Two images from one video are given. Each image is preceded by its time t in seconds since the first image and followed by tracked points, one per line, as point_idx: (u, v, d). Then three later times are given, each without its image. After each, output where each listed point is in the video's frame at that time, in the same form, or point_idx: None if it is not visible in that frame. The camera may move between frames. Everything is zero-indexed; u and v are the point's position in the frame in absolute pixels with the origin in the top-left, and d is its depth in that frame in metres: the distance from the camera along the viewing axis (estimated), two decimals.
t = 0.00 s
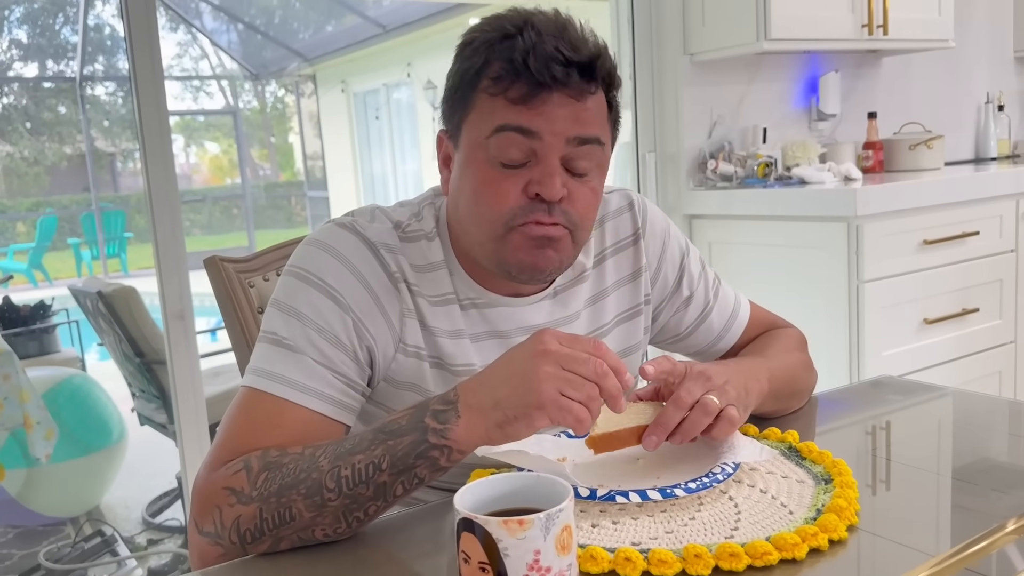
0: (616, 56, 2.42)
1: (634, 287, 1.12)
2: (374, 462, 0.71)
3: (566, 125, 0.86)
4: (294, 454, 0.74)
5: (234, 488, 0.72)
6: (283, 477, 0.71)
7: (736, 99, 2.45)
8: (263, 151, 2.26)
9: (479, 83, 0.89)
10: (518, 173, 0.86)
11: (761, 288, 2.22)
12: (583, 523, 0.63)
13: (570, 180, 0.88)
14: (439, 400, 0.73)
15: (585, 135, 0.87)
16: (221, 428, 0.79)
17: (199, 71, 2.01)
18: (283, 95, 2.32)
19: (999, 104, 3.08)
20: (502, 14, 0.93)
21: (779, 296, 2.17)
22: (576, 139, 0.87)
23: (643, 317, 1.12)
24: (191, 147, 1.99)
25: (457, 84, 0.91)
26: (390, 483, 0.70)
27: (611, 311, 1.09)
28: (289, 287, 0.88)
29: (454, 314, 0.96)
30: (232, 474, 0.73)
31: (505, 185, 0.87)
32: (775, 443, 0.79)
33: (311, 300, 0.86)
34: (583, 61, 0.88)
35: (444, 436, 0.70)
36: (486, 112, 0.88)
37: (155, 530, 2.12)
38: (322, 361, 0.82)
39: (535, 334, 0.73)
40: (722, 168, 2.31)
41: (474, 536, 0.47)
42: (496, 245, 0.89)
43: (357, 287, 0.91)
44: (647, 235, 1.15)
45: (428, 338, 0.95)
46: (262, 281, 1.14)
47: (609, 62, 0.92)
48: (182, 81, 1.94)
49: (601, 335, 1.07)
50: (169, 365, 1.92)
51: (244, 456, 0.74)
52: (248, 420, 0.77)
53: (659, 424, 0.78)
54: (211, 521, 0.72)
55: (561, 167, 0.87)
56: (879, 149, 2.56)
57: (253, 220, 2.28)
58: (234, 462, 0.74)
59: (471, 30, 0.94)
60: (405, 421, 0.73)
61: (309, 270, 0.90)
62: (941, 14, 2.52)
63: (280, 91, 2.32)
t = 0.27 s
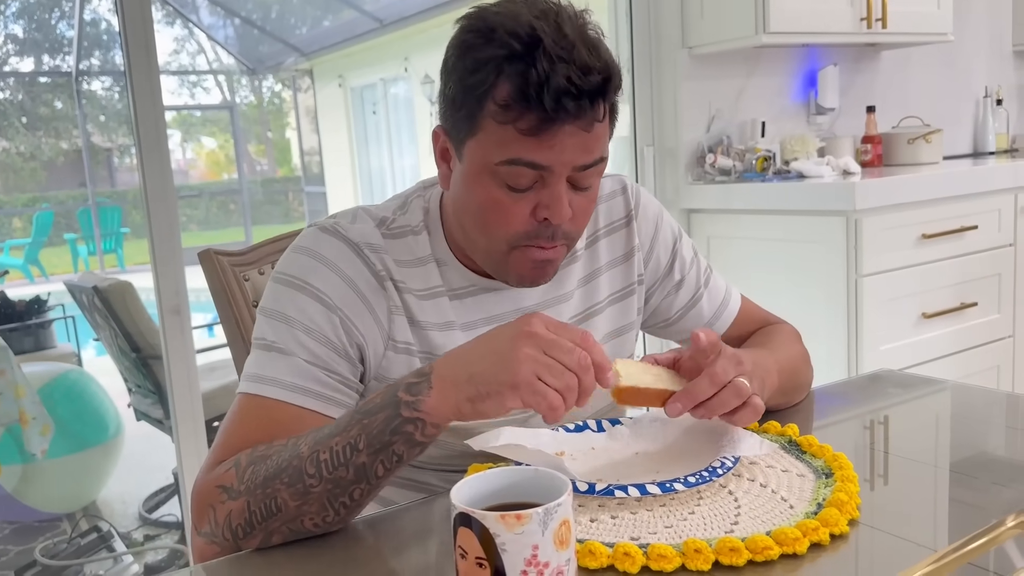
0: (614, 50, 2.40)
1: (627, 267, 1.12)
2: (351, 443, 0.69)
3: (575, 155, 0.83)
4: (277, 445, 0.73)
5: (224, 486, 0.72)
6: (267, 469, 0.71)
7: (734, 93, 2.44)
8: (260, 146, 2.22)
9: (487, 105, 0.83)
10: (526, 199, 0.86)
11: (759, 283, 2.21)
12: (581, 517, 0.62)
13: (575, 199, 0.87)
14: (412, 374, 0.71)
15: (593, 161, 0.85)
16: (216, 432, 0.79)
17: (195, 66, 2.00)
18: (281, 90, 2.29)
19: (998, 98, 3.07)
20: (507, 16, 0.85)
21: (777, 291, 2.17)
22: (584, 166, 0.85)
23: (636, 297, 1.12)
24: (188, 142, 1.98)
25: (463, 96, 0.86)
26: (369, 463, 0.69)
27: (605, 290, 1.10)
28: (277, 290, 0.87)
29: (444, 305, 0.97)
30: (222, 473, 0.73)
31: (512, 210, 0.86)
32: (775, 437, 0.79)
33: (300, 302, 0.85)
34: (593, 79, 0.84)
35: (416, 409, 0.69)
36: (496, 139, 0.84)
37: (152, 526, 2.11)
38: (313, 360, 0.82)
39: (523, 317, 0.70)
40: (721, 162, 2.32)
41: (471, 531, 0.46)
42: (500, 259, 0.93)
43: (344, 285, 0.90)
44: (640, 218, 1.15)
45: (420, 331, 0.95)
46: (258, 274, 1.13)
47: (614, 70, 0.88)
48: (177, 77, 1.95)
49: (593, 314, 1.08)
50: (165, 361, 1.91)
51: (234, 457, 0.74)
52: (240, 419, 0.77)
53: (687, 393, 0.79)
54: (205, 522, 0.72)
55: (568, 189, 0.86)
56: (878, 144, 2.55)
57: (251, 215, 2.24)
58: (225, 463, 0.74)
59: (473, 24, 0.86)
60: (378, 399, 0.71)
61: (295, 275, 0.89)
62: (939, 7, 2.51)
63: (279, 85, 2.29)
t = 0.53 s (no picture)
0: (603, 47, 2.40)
1: (601, 254, 1.14)
2: (259, 414, 0.82)
3: (554, 158, 0.87)
4: (202, 407, 0.84)
5: (150, 433, 0.83)
6: (187, 425, 0.83)
7: (722, 90, 2.45)
8: (251, 144, 2.09)
9: (473, 106, 0.86)
10: (503, 195, 0.89)
11: (747, 280, 2.22)
12: (561, 520, 0.62)
13: (550, 196, 0.91)
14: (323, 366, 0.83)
15: (570, 164, 0.89)
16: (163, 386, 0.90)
17: (186, 64, 1.95)
18: (272, 87, 2.14)
19: (984, 94, 3.09)
20: (499, 21, 0.87)
21: (766, 288, 2.17)
22: (561, 169, 0.88)
23: (610, 282, 1.13)
24: (178, 141, 1.95)
25: (449, 95, 0.88)
26: (272, 434, 0.82)
27: (582, 272, 1.12)
28: (255, 275, 0.97)
29: (415, 288, 1.02)
30: (150, 421, 0.84)
31: (490, 203, 0.90)
32: (755, 437, 0.79)
33: (266, 290, 0.95)
34: (578, 93, 0.86)
35: (319, 393, 0.81)
36: (479, 137, 0.86)
37: (142, 527, 2.10)
38: (266, 346, 0.92)
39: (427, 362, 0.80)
40: (708, 160, 2.32)
41: (448, 537, 0.46)
42: (476, 243, 0.96)
43: (309, 277, 0.98)
44: (616, 208, 1.18)
45: (390, 317, 1.00)
46: (241, 276, 1.13)
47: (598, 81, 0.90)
48: (168, 75, 1.92)
49: (565, 295, 1.10)
50: (152, 360, 1.94)
51: (163, 408, 0.85)
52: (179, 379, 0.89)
53: (670, 400, 0.77)
54: (130, 460, 0.84)
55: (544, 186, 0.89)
56: (865, 140, 2.56)
57: (241, 213, 2.10)
58: (155, 411, 0.85)
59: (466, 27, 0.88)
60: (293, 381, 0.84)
61: (272, 263, 0.98)
62: (926, 4, 2.52)
63: (270, 84, 2.13)
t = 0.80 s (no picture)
0: (596, 47, 2.40)
1: (592, 252, 1.15)
2: (256, 419, 0.81)
3: (535, 122, 0.93)
4: (201, 404, 0.85)
5: (148, 422, 0.84)
6: (183, 420, 0.83)
7: (715, 90, 2.45)
8: (245, 145, 2.09)
9: (458, 77, 0.94)
10: (491, 163, 0.95)
11: (741, 278, 2.23)
12: (557, 519, 0.62)
13: (537, 166, 0.96)
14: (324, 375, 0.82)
15: (552, 132, 0.95)
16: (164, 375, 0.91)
17: (180, 65, 1.95)
18: (266, 89, 2.13)
19: (976, 92, 3.10)
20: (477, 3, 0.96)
21: (761, 287, 2.18)
22: (544, 136, 0.95)
23: (601, 280, 1.14)
24: (172, 143, 1.95)
25: (436, 73, 0.96)
26: (265, 441, 0.81)
27: (572, 270, 1.13)
28: (252, 266, 0.98)
29: (406, 280, 1.03)
30: (150, 411, 0.85)
31: (479, 173, 0.95)
32: (749, 435, 0.80)
33: (262, 278, 0.97)
34: (553, 58, 0.94)
35: (317, 404, 0.79)
36: (465, 106, 0.94)
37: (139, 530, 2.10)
38: (261, 333, 0.94)
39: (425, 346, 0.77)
40: (701, 159, 2.32)
41: (444, 537, 0.46)
42: (470, 221, 0.99)
43: (304, 268, 0.99)
44: (607, 210, 1.19)
45: (381, 309, 1.02)
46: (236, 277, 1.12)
47: (573, 54, 0.98)
48: (161, 76, 1.92)
49: (556, 292, 1.11)
50: (148, 362, 1.95)
51: (164, 399, 0.86)
52: (181, 371, 0.90)
53: (671, 381, 0.80)
54: (127, 447, 0.85)
55: (529, 153, 0.95)
56: (858, 138, 2.57)
57: (236, 214, 2.10)
58: (156, 401, 0.86)
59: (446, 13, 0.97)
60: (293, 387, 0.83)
61: (269, 254, 0.99)
62: (917, 3, 2.53)
63: (264, 85, 2.11)
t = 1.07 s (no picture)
0: (589, 48, 2.41)
1: (586, 252, 1.15)
2: (250, 409, 0.79)
3: (524, 111, 0.94)
4: (198, 398, 0.83)
5: (151, 420, 0.83)
6: (181, 415, 0.81)
7: (708, 90, 2.46)
8: (238, 146, 2.09)
9: (446, 70, 0.96)
10: (482, 154, 0.96)
11: (735, 277, 2.24)
12: (552, 520, 0.63)
13: (528, 155, 0.97)
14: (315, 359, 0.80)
15: (541, 121, 0.96)
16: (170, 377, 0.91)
17: (172, 67, 1.95)
18: (259, 92, 2.13)
19: (967, 90, 3.12)
20: None
21: (755, 286, 2.18)
22: (534, 125, 0.96)
23: (595, 279, 1.14)
24: (165, 145, 1.95)
25: (425, 68, 0.98)
26: (263, 430, 0.79)
27: (566, 269, 1.13)
28: (251, 264, 0.99)
29: (404, 276, 1.03)
30: (153, 410, 0.84)
31: (471, 163, 0.96)
32: (742, 434, 0.80)
33: (260, 274, 0.97)
34: (538, 47, 0.96)
35: (310, 390, 0.78)
36: (454, 99, 0.96)
37: (134, 534, 2.07)
38: (264, 325, 0.94)
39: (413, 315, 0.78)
40: (694, 159, 2.34)
41: (439, 539, 0.47)
42: (465, 214, 0.99)
43: (303, 263, 1.00)
44: (602, 210, 1.19)
45: (380, 305, 1.02)
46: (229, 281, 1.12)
47: (559, 44, 0.99)
48: (154, 79, 1.91)
49: (552, 292, 1.11)
50: (141, 365, 1.94)
51: (167, 398, 0.86)
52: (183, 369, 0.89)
53: (654, 377, 0.81)
54: (132, 448, 0.84)
55: (520, 143, 0.96)
56: (849, 138, 2.58)
57: (229, 216, 2.09)
58: (160, 400, 0.86)
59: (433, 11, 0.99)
60: (285, 373, 0.81)
61: (268, 251, 1.00)
62: (908, 2, 2.54)
63: (256, 87, 2.12)
